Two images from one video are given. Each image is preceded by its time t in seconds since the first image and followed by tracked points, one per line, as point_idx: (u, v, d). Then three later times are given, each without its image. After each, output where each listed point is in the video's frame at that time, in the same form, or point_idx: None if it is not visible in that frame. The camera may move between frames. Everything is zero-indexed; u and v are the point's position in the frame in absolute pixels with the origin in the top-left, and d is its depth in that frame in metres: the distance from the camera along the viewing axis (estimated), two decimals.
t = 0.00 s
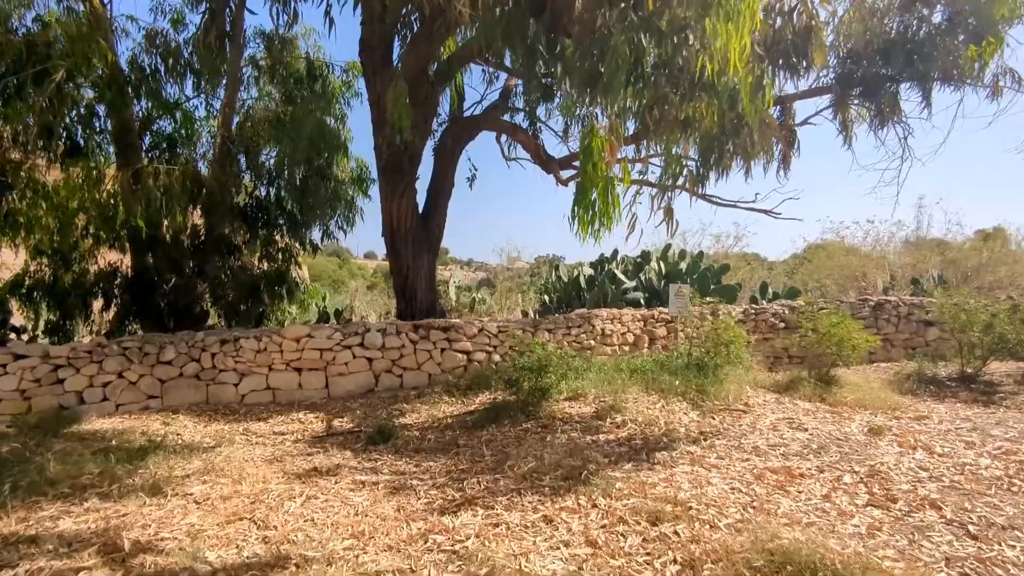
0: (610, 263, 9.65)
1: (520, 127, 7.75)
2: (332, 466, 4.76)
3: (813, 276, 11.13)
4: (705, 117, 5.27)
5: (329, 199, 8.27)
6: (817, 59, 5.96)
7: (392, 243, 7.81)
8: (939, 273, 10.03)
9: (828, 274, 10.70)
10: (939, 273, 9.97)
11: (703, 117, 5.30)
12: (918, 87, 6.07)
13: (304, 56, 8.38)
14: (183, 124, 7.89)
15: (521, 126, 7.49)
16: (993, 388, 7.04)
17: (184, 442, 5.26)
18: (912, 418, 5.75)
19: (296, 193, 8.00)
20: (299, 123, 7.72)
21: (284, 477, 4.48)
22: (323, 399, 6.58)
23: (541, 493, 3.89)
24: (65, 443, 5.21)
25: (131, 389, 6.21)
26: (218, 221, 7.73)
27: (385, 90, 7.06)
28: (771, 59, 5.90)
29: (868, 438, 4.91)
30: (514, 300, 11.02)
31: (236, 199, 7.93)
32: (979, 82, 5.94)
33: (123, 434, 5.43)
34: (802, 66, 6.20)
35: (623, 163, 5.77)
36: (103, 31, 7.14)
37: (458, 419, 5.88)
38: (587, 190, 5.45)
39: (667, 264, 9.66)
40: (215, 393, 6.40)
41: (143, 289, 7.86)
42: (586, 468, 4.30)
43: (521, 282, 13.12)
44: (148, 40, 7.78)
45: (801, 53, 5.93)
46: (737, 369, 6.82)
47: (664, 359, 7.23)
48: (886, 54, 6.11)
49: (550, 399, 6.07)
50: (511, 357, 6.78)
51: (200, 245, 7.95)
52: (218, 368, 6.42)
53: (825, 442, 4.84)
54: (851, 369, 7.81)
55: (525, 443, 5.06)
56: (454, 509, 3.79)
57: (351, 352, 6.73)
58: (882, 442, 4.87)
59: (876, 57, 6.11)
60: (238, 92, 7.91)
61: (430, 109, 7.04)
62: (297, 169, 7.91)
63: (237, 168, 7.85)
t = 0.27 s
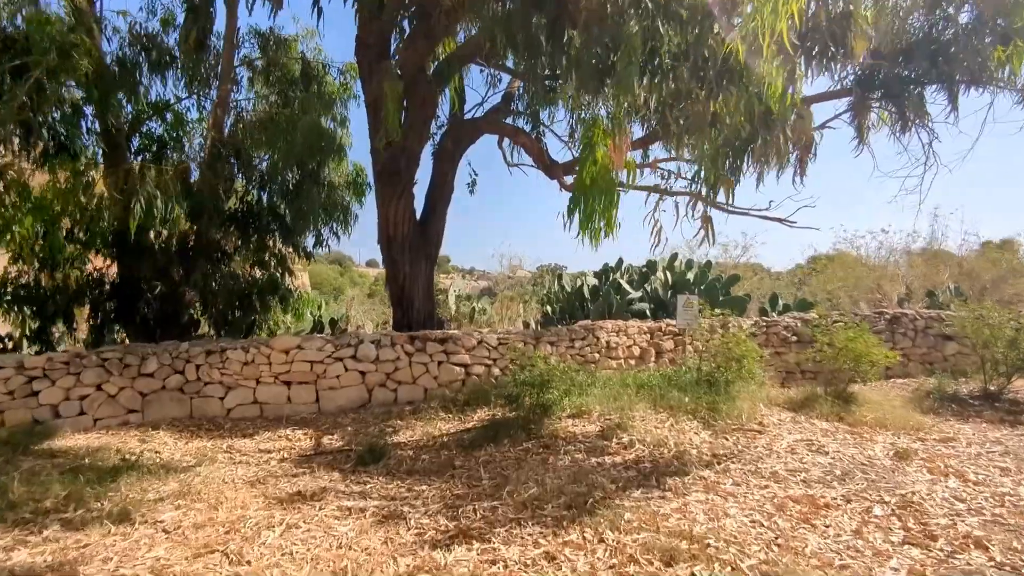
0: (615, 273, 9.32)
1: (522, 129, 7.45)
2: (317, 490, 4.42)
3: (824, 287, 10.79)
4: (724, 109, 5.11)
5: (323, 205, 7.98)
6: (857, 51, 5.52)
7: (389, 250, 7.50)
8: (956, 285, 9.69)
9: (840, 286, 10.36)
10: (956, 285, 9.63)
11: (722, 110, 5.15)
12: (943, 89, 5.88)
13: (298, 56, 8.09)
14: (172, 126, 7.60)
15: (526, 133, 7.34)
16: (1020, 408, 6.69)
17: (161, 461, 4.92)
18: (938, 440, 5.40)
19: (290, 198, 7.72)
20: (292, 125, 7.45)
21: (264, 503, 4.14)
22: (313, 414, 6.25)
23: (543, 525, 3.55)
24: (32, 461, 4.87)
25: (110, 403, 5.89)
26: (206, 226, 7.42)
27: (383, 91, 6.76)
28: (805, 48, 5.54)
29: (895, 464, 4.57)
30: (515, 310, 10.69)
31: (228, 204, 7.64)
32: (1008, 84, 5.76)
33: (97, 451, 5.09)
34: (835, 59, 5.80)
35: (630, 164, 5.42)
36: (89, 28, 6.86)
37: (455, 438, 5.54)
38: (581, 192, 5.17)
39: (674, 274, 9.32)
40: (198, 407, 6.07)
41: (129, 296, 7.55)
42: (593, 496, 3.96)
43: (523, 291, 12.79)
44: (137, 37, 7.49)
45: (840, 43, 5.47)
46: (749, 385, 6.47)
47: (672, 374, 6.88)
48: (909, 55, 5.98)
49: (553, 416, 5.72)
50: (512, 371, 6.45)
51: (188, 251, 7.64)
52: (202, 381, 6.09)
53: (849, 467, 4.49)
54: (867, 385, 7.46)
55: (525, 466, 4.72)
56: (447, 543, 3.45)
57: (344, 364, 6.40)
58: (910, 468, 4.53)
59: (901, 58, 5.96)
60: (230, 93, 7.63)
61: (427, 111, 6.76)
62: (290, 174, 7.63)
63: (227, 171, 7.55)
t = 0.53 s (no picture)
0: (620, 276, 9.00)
1: (524, 125, 7.15)
2: (300, 507, 4.10)
3: (836, 292, 10.44)
4: (746, 94, 4.83)
5: (316, 205, 7.68)
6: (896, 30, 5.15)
7: (384, 251, 7.18)
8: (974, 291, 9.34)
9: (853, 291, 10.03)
10: (974, 291, 9.28)
11: (747, 93, 4.89)
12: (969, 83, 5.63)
13: (292, 49, 7.79)
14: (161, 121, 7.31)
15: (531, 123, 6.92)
16: None
17: (134, 475, 4.60)
18: (966, 455, 5.06)
19: (282, 198, 7.42)
20: (285, 121, 7.16)
21: (240, 522, 3.82)
22: (302, 423, 5.92)
23: (545, 552, 3.23)
24: None
25: (87, 411, 5.58)
26: (194, 225, 7.12)
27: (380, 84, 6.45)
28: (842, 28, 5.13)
29: (925, 482, 4.23)
30: (516, 315, 10.36)
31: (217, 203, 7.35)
32: None
33: (67, 463, 4.78)
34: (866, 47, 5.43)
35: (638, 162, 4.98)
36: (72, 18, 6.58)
37: (451, 450, 5.21)
38: (582, 182, 4.61)
39: (681, 278, 8.99)
40: (181, 416, 5.76)
41: (113, 298, 7.26)
42: (598, 518, 3.63)
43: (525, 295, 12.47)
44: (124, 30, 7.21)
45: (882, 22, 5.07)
46: (762, 395, 6.14)
47: (680, 382, 6.55)
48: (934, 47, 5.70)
49: (555, 427, 5.39)
50: (513, 378, 6.13)
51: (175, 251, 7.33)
52: (185, 388, 5.78)
53: (875, 485, 4.15)
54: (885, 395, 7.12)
55: (525, 482, 4.39)
56: (437, 572, 3.13)
57: (335, 370, 6.08)
58: (941, 487, 4.19)
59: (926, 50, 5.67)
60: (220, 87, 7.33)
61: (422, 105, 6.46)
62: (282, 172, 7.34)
63: (217, 169, 7.26)
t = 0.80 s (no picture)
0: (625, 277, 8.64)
1: (524, 118, 6.83)
2: (278, 529, 3.75)
3: (850, 294, 10.06)
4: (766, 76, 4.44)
5: (306, 202, 7.35)
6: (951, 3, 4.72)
7: (379, 250, 6.84)
8: (996, 293, 8.96)
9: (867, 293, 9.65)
10: (996, 292, 8.89)
11: (767, 77, 4.50)
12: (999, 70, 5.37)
13: (282, 40, 7.48)
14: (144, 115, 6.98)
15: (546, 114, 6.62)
16: None
17: (102, 490, 4.26)
18: (1002, 470, 4.69)
19: (269, 195, 7.09)
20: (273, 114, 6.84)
21: (211, 546, 3.48)
22: (288, 432, 5.58)
23: None
24: None
25: (59, 419, 5.26)
26: (178, 223, 6.79)
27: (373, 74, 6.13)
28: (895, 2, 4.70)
29: (961, 501, 3.88)
30: (517, 317, 10.02)
31: (202, 200, 7.02)
32: None
33: (32, 476, 4.45)
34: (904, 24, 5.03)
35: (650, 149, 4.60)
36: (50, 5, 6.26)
37: (445, 463, 4.86)
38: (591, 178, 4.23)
39: (688, 278, 8.64)
40: (160, 425, 5.42)
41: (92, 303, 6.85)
42: (605, 545, 3.28)
43: (526, 297, 12.14)
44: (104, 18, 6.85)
45: None
46: (777, 402, 5.78)
47: (689, 389, 6.20)
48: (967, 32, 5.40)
49: (557, 438, 5.05)
50: (513, 385, 5.78)
51: (160, 251, 7.00)
52: (164, 395, 5.45)
53: (907, 505, 3.79)
54: (906, 403, 6.75)
55: (524, 501, 4.04)
56: None
57: (324, 376, 5.74)
58: (980, 508, 3.82)
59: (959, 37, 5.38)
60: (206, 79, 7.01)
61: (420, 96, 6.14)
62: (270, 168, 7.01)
63: (202, 165, 6.93)
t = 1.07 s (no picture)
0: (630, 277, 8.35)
1: (524, 110, 6.54)
2: (258, 553, 3.47)
3: (862, 294, 9.74)
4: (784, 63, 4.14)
5: (297, 200, 7.07)
6: None
7: (373, 249, 6.55)
8: (1015, 293, 8.64)
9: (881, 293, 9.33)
10: (1015, 292, 8.58)
11: (786, 64, 4.20)
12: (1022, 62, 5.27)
13: (272, 31, 7.21)
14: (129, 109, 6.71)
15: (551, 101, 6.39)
16: None
17: (72, 507, 3.99)
18: None
19: (258, 192, 6.81)
20: (261, 107, 6.54)
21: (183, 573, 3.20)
22: (275, 442, 5.29)
23: None
24: None
25: (33, 428, 4.98)
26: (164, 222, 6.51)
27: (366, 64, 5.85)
28: None
29: (997, 521, 3.60)
30: (518, 318, 9.73)
31: (187, 196, 6.73)
32: None
33: None
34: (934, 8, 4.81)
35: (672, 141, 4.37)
36: None
37: (441, 476, 4.58)
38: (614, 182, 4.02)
39: (695, 278, 8.33)
40: (140, 434, 5.14)
41: (74, 305, 6.58)
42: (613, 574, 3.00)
43: (528, 297, 11.85)
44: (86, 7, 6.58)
45: None
46: (792, 410, 5.48)
47: (698, 396, 5.90)
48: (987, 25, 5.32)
49: (559, 448, 4.76)
50: (513, 392, 5.50)
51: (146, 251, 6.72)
52: (145, 403, 5.17)
53: (940, 527, 3.49)
54: (925, 409, 6.44)
55: (524, 521, 3.75)
56: None
57: (314, 383, 5.45)
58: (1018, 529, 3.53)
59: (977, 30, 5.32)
60: (193, 71, 6.73)
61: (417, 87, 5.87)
62: (258, 163, 6.73)
63: (188, 160, 6.65)
